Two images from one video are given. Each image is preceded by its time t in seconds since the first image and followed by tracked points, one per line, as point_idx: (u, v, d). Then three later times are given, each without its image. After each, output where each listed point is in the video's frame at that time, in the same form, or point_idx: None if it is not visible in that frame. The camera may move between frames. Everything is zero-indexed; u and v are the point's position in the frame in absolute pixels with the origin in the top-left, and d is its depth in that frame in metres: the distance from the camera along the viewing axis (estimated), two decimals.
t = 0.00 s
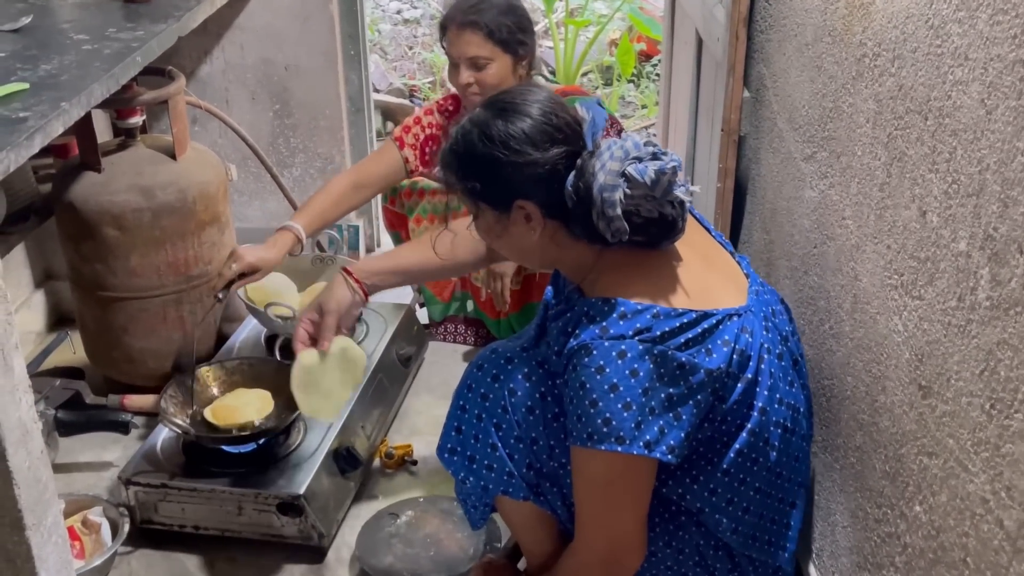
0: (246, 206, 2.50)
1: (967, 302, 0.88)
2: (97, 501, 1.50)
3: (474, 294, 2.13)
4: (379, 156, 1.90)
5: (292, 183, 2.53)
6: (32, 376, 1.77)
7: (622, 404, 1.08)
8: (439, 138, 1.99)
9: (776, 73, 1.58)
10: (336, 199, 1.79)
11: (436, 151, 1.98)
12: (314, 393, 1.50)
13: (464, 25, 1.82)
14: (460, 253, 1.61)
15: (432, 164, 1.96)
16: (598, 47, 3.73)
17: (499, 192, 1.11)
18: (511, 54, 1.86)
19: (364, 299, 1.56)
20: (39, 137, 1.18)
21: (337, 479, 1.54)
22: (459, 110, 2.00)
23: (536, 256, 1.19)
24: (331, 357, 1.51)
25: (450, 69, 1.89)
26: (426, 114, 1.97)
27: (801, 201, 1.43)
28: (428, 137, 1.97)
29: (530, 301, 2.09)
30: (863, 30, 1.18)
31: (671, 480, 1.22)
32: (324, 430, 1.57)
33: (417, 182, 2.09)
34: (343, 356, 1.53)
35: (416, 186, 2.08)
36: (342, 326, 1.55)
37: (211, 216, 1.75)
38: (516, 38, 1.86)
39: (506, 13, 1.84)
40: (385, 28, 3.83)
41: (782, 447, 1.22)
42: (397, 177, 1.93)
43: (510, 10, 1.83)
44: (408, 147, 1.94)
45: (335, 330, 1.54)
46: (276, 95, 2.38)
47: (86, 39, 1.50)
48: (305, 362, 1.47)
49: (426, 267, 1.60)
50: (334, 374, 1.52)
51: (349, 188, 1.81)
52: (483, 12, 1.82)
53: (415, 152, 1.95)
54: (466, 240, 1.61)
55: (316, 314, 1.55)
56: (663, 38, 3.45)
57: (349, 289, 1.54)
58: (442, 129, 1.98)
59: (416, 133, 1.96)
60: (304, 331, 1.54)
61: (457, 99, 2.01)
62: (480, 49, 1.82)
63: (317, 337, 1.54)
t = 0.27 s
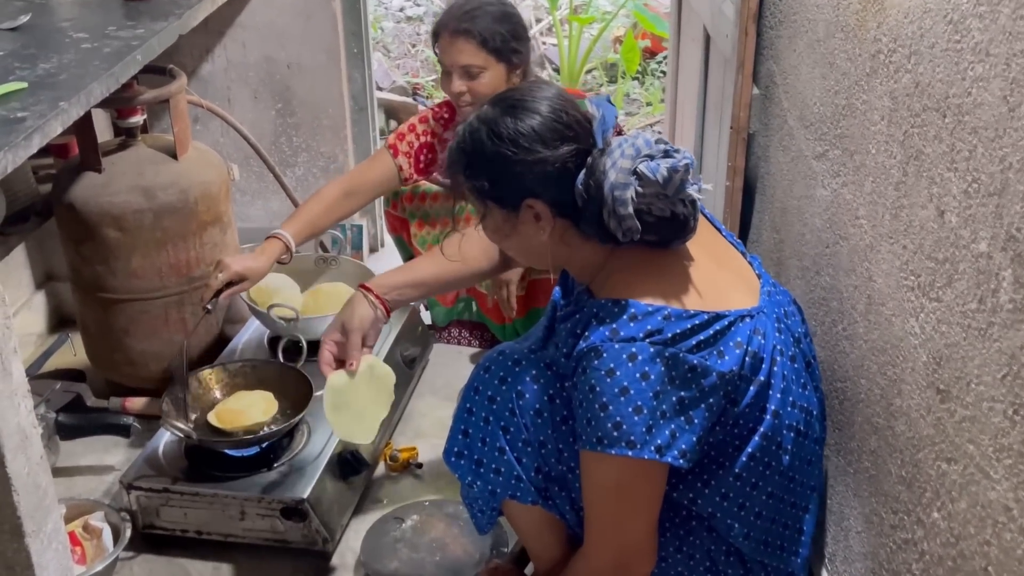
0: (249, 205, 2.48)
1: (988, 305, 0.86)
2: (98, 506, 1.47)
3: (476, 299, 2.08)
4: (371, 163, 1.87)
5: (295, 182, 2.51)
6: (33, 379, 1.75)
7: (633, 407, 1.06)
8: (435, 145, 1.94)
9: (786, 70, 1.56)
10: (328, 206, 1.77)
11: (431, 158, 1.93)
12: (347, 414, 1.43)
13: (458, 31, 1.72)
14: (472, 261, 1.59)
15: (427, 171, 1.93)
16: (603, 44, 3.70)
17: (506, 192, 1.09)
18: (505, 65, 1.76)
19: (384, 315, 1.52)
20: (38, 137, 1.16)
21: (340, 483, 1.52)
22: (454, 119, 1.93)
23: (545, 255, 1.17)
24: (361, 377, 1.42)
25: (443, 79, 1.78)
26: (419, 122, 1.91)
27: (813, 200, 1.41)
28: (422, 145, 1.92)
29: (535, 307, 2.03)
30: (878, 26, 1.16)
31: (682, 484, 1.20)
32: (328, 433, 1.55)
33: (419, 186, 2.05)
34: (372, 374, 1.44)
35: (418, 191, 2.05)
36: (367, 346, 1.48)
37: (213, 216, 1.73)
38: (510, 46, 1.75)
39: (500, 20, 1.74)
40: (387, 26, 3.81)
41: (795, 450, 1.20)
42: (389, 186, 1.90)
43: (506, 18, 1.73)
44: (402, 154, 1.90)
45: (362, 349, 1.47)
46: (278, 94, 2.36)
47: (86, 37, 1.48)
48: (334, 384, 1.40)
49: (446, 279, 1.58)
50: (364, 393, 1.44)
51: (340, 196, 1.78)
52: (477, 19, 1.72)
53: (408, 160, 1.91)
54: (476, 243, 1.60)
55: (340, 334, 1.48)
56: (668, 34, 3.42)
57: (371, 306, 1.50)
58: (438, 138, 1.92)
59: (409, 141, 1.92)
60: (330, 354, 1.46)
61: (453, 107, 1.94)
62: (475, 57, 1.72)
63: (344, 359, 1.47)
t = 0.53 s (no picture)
0: (247, 193, 2.44)
1: (1017, 293, 0.81)
2: (93, 501, 1.44)
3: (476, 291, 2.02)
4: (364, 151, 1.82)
5: (294, 170, 2.47)
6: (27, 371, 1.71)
7: (641, 402, 1.02)
8: (431, 135, 1.87)
9: (798, 51, 1.52)
10: (319, 196, 1.75)
11: (427, 148, 1.86)
12: (338, 408, 1.36)
13: (452, 25, 1.66)
14: (472, 253, 1.54)
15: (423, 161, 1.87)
16: (606, 28, 3.65)
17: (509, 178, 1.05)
18: (502, 57, 1.71)
19: (382, 308, 1.48)
20: (25, 123, 1.12)
21: (341, 477, 1.48)
22: (450, 108, 1.85)
23: (548, 245, 1.13)
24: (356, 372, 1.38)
25: (438, 69, 1.74)
26: (414, 111, 1.83)
27: (826, 184, 1.37)
28: (417, 134, 1.85)
29: (535, 300, 1.97)
30: (896, 3, 1.11)
31: (693, 480, 1.16)
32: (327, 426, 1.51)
33: (419, 175, 2.00)
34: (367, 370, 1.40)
35: (418, 179, 2.01)
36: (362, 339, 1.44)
37: (209, 205, 1.69)
38: (507, 38, 1.70)
39: (495, 12, 1.68)
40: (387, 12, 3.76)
41: (808, 443, 1.16)
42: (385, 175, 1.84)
43: (501, 10, 1.68)
44: (397, 144, 1.83)
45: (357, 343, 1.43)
46: (276, 79, 2.32)
47: (76, 20, 1.44)
48: (329, 377, 1.34)
49: (445, 271, 1.53)
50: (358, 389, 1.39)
51: (330, 186, 1.75)
52: (471, 12, 1.66)
53: (403, 150, 1.84)
54: (475, 235, 1.56)
55: (335, 327, 1.45)
56: (673, 18, 3.37)
57: (368, 299, 1.46)
58: (435, 128, 1.85)
59: (404, 130, 1.84)
60: (324, 346, 1.43)
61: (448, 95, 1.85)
62: (470, 52, 1.67)
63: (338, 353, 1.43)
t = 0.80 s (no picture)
0: (245, 193, 2.42)
1: None
2: (89, 510, 1.41)
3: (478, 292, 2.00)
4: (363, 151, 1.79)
5: (292, 169, 2.44)
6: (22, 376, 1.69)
7: (647, 410, 1.00)
8: (429, 135, 1.84)
9: (804, 48, 1.49)
10: (316, 197, 1.72)
11: (426, 149, 1.84)
12: (349, 425, 1.38)
13: (451, 27, 1.64)
14: (475, 258, 1.52)
15: (421, 162, 1.85)
16: (608, 23, 3.61)
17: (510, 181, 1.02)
18: (502, 59, 1.68)
19: (389, 319, 1.45)
20: (14, 126, 1.09)
21: (340, 484, 1.45)
22: (449, 108, 1.82)
23: (551, 250, 1.10)
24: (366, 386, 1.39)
25: (437, 70, 1.71)
26: (413, 111, 1.81)
27: (835, 184, 1.34)
28: (417, 134, 1.83)
29: (538, 301, 1.95)
30: None
31: (701, 489, 1.13)
32: (326, 432, 1.49)
33: (417, 175, 1.97)
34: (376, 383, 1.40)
35: (416, 180, 1.98)
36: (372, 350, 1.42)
37: (206, 207, 1.66)
38: (507, 39, 1.67)
39: (495, 13, 1.65)
40: (386, 8, 3.73)
41: (818, 450, 1.13)
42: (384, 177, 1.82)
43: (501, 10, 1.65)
44: (396, 145, 1.80)
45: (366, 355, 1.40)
46: (274, 78, 2.29)
47: (68, 19, 1.41)
48: (339, 394, 1.35)
49: (450, 278, 1.51)
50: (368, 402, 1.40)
51: (327, 185, 1.72)
52: (470, 14, 1.64)
53: (402, 150, 1.81)
54: (477, 240, 1.53)
55: (343, 341, 1.41)
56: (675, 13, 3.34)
57: (376, 310, 1.43)
58: (434, 129, 1.83)
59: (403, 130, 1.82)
60: (332, 360, 1.40)
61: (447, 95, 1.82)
62: (470, 54, 1.64)
63: (348, 366, 1.40)
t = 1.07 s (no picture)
0: (243, 194, 2.41)
1: None
2: (87, 514, 1.40)
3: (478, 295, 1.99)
4: (361, 152, 1.79)
5: (290, 170, 2.43)
6: (20, 379, 1.68)
7: (647, 411, 0.99)
8: (428, 135, 1.83)
9: (804, 46, 1.49)
10: (314, 198, 1.71)
11: (424, 149, 1.83)
12: (354, 430, 1.36)
13: (450, 27, 1.63)
14: (476, 260, 1.51)
15: (420, 162, 1.84)
16: (606, 22, 3.60)
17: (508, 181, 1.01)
18: (501, 60, 1.67)
19: (394, 323, 1.45)
20: (8, 129, 1.08)
21: (340, 487, 1.45)
22: (447, 109, 1.81)
23: (550, 249, 1.10)
24: (371, 391, 1.37)
25: (435, 70, 1.70)
26: (411, 112, 1.80)
27: (834, 183, 1.33)
28: (415, 136, 1.82)
29: (537, 302, 1.94)
30: None
31: (702, 490, 1.13)
32: (326, 434, 1.48)
33: (417, 176, 1.97)
34: (381, 387, 1.39)
35: (416, 181, 1.97)
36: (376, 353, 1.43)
37: (203, 208, 1.65)
38: (505, 40, 1.66)
39: (494, 14, 1.64)
40: (385, 8, 3.72)
41: (819, 451, 1.12)
42: (382, 177, 1.81)
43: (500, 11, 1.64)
44: (394, 145, 1.80)
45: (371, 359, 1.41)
46: (271, 79, 2.28)
47: (63, 21, 1.41)
48: (345, 399, 1.34)
49: (452, 280, 1.50)
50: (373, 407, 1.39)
51: (326, 186, 1.71)
52: (469, 14, 1.63)
53: (401, 151, 1.81)
54: (476, 242, 1.52)
55: (347, 345, 1.43)
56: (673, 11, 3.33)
57: (377, 314, 1.43)
58: (432, 129, 1.82)
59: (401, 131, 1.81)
60: (336, 365, 1.42)
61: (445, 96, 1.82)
62: (468, 54, 1.64)
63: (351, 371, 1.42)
